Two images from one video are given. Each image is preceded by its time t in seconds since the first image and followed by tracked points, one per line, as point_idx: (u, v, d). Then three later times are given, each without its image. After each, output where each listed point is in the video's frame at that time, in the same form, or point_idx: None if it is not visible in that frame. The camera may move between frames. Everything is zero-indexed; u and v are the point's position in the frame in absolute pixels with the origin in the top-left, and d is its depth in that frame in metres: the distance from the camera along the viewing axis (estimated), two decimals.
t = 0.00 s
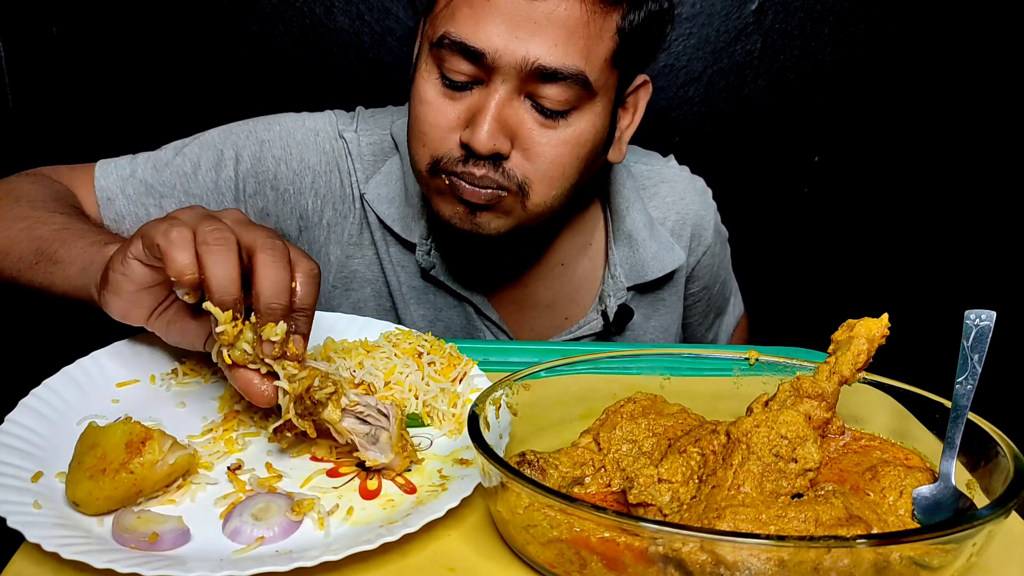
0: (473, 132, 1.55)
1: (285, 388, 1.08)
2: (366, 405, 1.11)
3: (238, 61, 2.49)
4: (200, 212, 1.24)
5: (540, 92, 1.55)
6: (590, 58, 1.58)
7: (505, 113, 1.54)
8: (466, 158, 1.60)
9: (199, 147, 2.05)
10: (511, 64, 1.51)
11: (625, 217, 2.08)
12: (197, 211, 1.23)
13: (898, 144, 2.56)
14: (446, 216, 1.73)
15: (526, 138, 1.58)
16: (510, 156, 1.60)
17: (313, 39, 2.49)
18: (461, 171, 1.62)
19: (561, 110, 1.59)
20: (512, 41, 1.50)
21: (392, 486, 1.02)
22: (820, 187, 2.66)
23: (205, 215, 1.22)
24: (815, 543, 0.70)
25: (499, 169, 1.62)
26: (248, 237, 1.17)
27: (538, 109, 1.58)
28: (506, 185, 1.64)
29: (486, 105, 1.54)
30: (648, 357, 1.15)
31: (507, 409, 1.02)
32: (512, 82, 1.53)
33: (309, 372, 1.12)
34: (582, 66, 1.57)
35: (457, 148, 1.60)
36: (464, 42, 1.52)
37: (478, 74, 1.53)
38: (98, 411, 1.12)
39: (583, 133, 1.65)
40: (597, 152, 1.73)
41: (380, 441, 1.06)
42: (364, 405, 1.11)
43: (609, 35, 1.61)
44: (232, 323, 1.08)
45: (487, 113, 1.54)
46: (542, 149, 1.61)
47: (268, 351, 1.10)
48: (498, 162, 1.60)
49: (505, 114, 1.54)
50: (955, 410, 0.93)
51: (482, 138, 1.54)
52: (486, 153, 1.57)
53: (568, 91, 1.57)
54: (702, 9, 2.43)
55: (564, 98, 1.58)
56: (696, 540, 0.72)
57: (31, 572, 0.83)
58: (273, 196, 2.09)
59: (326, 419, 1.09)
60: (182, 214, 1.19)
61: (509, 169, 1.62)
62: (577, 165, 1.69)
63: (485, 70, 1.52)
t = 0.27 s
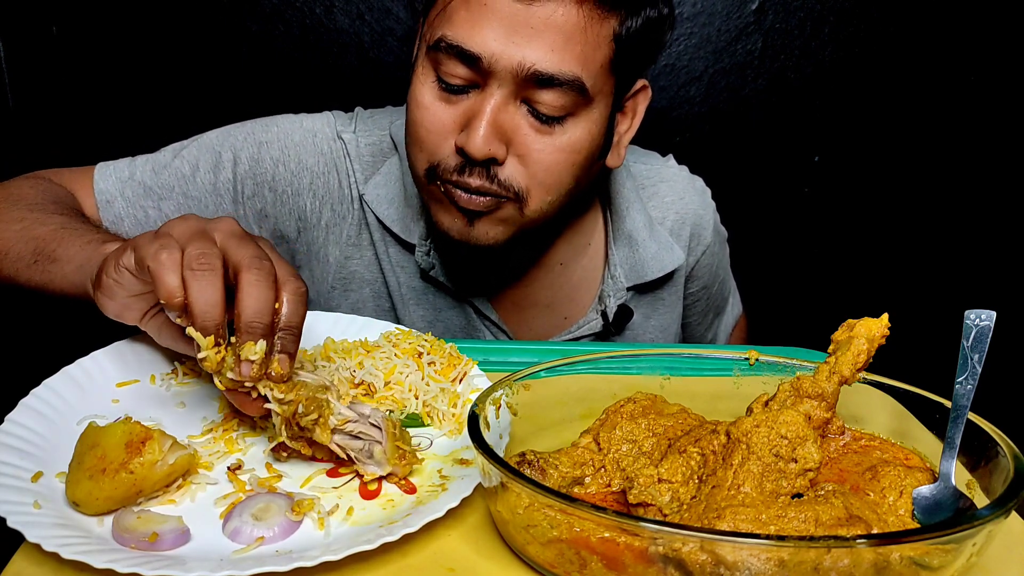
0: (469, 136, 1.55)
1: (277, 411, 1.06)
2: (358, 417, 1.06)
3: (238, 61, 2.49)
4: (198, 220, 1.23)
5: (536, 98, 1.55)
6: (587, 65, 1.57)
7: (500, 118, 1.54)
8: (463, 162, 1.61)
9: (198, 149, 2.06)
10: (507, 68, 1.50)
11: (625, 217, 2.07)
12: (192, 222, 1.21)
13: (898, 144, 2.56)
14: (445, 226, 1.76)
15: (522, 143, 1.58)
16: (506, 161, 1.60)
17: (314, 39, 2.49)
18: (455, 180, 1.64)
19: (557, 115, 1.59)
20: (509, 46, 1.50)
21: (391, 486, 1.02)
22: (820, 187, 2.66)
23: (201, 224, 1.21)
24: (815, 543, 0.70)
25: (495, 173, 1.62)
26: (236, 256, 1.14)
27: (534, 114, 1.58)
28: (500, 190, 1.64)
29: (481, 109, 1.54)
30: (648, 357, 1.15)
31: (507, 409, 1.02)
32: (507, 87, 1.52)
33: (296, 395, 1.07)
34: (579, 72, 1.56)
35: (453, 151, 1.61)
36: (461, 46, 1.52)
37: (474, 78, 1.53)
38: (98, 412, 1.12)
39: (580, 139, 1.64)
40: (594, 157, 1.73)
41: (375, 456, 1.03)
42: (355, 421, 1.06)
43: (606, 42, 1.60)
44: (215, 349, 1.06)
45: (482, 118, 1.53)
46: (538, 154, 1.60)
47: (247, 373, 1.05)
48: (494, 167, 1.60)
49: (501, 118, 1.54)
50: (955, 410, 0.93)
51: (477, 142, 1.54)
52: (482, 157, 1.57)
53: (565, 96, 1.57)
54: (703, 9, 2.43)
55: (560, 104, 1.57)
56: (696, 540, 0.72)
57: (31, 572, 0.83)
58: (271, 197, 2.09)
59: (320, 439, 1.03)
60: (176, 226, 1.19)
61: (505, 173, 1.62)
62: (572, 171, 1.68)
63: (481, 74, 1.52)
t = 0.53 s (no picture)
0: (478, 132, 1.55)
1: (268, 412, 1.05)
2: (345, 436, 1.03)
3: (238, 61, 2.49)
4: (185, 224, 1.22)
5: (546, 95, 1.55)
6: (597, 63, 1.58)
7: (510, 114, 1.54)
8: (470, 157, 1.60)
9: (202, 145, 2.06)
10: (519, 65, 1.51)
11: (630, 218, 2.08)
12: (173, 228, 1.20)
13: (898, 143, 2.56)
14: (446, 213, 1.74)
15: (531, 140, 1.58)
16: (514, 157, 1.60)
17: (314, 39, 2.49)
18: (463, 171, 1.63)
19: (566, 113, 1.59)
20: (521, 42, 1.50)
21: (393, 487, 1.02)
22: (820, 187, 2.66)
23: (186, 229, 1.20)
24: (815, 543, 0.70)
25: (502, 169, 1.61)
26: (212, 265, 1.12)
27: (544, 111, 1.58)
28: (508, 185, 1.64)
29: (492, 105, 1.54)
30: (648, 357, 1.15)
31: (507, 410, 1.02)
32: (519, 83, 1.53)
33: (283, 412, 1.04)
34: (589, 70, 1.57)
35: (462, 146, 1.60)
36: (473, 41, 1.52)
37: (485, 73, 1.53)
38: (98, 411, 1.12)
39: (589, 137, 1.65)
40: (602, 156, 1.73)
41: (360, 474, 1.01)
42: (343, 443, 1.02)
43: (618, 40, 1.61)
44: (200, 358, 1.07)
45: (493, 113, 1.54)
46: (546, 151, 1.61)
47: (228, 399, 1.05)
48: (503, 163, 1.60)
49: (510, 114, 1.54)
50: (955, 410, 0.93)
51: (487, 138, 1.54)
52: (490, 153, 1.57)
53: (575, 94, 1.58)
54: (703, 9, 2.42)
55: (570, 101, 1.58)
56: (696, 540, 0.72)
57: (31, 572, 0.83)
58: (276, 195, 2.09)
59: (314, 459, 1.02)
60: (161, 232, 1.19)
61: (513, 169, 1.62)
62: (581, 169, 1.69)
63: (492, 70, 1.53)
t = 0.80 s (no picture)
0: (484, 132, 1.55)
1: (274, 411, 1.04)
2: (357, 417, 1.06)
3: (238, 60, 2.49)
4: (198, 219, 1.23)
5: (552, 95, 1.55)
6: (603, 61, 1.58)
7: (516, 114, 1.54)
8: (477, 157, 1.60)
9: (205, 144, 2.06)
10: (525, 65, 1.51)
11: (632, 218, 2.08)
12: (190, 221, 1.21)
13: (898, 143, 2.56)
14: (457, 218, 1.74)
15: (537, 140, 1.58)
16: (521, 157, 1.60)
17: (314, 39, 2.49)
18: (469, 173, 1.64)
19: (572, 113, 1.59)
20: (526, 42, 1.50)
21: (392, 486, 1.02)
22: (820, 187, 2.66)
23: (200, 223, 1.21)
24: (815, 543, 0.70)
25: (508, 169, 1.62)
26: (234, 258, 1.14)
27: (550, 111, 1.58)
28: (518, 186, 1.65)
29: (497, 105, 1.54)
30: (648, 357, 1.15)
31: (507, 409, 1.02)
32: (523, 83, 1.53)
33: (295, 395, 1.06)
34: (595, 70, 1.57)
35: (468, 146, 1.60)
36: (478, 41, 1.52)
37: (491, 73, 1.53)
38: (98, 412, 1.12)
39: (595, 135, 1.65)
40: (608, 155, 1.73)
41: (375, 456, 1.02)
42: (355, 421, 1.05)
43: (623, 39, 1.61)
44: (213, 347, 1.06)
45: (499, 114, 1.53)
46: (552, 150, 1.61)
47: (243, 388, 1.05)
48: (509, 163, 1.61)
49: (516, 114, 1.54)
50: (955, 410, 0.93)
51: (493, 138, 1.54)
52: (496, 154, 1.57)
53: (581, 93, 1.57)
54: (703, 9, 2.42)
55: (575, 101, 1.58)
56: (696, 540, 0.72)
57: (31, 572, 0.83)
58: (278, 193, 2.08)
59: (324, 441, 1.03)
60: (176, 224, 1.19)
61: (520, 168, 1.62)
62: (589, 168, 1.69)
63: (498, 69, 1.52)
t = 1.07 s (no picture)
0: (481, 132, 1.55)
1: (275, 404, 1.05)
2: (357, 410, 1.08)
3: (238, 61, 2.49)
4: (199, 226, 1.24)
5: (549, 96, 1.55)
6: (603, 62, 1.59)
7: (513, 115, 1.54)
8: (473, 156, 1.60)
9: (202, 145, 2.05)
10: (522, 65, 1.51)
11: (630, 219, 2.08)
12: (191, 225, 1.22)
13: (898, 143, 2.56)
14: (446, 212, 1.73)
15: (533, 140, 1.58)
16: (517, 156, 1.60)
17: (314, 39, 2.49)
18: (464, 169, 1.62)
19: (570, 114, 1.59)
20: (525, 43, 1.50)
21: (391, 486, 1.02)
22: (820, 187, 2.66)
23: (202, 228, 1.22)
24: (815, 543, 0.70)
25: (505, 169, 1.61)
26: (241, 261, 1.15)
27: (547, 112, 1.58)
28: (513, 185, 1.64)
29: (495, 105, 1.54)
30: (648, 357, 1.15)
31: (507, 410, 1.02)
32: (522, 84, 1.53)
33: (296, 386, 1.07)
34: (593, 72, 1.57)
35: (464, 146, 1.60)
36: (477, 41, 1.52)
37: (489, 74, 1.53)
38: (98, 411, 1.12)
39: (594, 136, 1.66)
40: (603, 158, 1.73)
41: (375, 449, 1.04)
42: (355, 413, 1.07)
43: (622, 42, 1.62)
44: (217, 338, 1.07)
45: (496, 114, 1.54)
46: (548, 151, 1.61)
47: (252, 381, 1.06)
48: (505, 162, 1.60)
49: (514, 115, 1.54)
50: (955, 410, 0.93)
51: (490, 138, 1.54)
52: (494, 153, 1.56)
53: (578, 95, 1.58)
54: (703, 9, 2.43)
55: (573, 102, 1.58)
56: (696, 540, 0.72)
57: (31, 572, 0.83)
58: (275, 195, 2.09)
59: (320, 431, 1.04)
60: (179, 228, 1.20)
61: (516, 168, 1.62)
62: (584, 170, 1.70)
63: (496, 70, 1.52)
